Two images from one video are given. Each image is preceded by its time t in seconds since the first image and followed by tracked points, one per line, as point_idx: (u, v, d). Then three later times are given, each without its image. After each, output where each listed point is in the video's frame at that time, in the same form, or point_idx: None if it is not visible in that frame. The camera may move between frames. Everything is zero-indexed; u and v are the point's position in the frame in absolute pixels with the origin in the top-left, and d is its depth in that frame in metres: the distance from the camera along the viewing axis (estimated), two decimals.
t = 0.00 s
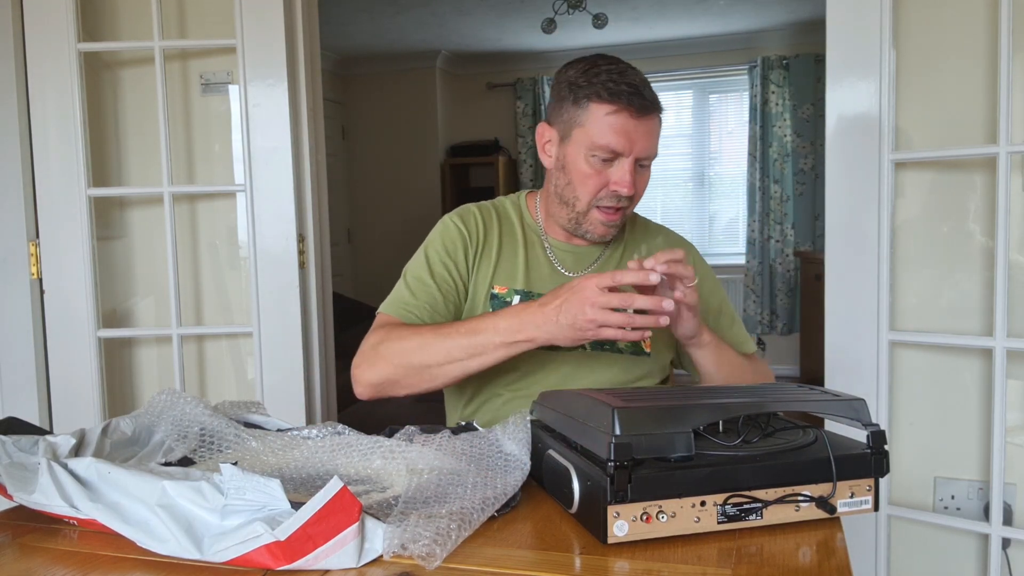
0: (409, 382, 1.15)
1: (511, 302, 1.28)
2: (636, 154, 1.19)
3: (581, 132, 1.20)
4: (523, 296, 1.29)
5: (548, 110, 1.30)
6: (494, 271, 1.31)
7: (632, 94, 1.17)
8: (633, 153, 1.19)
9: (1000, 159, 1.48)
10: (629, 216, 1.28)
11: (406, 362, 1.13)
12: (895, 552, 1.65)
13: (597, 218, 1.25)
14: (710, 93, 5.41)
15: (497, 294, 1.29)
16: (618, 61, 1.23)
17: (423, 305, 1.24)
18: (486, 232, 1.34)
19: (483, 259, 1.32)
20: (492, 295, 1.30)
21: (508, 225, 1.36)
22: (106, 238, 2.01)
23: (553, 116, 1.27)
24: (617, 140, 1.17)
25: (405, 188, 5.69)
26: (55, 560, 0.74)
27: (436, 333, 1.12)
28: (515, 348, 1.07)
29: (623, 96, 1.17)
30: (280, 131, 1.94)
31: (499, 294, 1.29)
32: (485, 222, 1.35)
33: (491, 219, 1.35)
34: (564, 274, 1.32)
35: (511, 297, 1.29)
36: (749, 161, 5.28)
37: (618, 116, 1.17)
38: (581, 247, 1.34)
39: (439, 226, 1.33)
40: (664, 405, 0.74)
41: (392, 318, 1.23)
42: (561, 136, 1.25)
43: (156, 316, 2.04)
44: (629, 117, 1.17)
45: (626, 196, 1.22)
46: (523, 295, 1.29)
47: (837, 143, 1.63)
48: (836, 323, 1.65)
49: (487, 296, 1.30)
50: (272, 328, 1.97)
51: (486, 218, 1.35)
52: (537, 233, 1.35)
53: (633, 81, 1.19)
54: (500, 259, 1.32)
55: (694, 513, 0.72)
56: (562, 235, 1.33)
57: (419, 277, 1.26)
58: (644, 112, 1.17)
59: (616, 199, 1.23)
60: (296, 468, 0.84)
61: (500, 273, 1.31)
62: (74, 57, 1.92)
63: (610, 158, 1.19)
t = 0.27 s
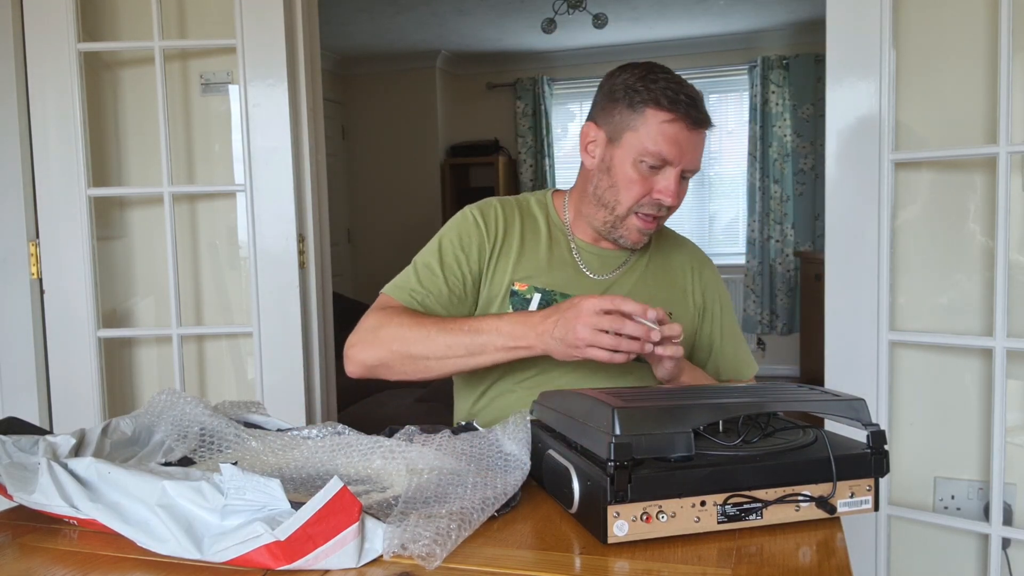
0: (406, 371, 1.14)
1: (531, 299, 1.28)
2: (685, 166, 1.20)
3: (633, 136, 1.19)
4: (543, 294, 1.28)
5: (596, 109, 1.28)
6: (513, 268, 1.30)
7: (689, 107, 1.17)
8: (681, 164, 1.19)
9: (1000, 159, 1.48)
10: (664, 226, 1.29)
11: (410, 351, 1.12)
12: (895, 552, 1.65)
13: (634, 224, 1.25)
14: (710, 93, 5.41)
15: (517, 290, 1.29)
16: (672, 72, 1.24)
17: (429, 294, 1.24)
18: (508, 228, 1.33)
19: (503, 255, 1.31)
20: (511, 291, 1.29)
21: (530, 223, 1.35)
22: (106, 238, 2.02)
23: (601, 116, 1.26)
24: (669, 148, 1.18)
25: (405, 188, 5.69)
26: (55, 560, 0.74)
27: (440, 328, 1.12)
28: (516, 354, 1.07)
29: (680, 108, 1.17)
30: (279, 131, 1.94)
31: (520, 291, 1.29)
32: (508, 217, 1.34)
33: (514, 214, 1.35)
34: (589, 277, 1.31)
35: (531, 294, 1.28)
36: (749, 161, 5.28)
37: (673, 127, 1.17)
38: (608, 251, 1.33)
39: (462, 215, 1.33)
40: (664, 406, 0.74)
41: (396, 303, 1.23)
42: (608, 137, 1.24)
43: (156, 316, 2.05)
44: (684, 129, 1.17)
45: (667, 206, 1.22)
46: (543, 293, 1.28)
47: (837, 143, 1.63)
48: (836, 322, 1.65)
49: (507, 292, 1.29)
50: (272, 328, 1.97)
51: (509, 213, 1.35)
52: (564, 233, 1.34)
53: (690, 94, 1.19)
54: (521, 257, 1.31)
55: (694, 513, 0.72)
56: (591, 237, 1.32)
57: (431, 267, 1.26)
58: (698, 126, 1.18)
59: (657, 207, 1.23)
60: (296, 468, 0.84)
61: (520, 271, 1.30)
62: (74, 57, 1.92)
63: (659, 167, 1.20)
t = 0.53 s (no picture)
0: (414, 357, 1.13)
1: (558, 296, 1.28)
2: (722, 178, 1.20)
3: (674, 141, 1.19)
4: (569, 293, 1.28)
5: (638, 111, 1.28)
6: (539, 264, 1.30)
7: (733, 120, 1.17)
8: (719, 176, 1.19)
9: (1000, 159, 1.48)
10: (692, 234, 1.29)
11: (422, 335, 1.11)
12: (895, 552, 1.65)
13: (664, 230, 1.26)
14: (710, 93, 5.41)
15: (544, 287, 1.29)
16: (718, 83, 1.24)
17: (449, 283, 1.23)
18: (534, 225, 1.33)
19: (529, 250, 1.31)
20: (538, 287, 1.29)
21: (556, 221, 1.35)
22: (106, 238, 2.02)
23: (642, 118, 1.25)
24: (708, 157, 1.18)
25: (405, 188, 5.69)
26: (55, 560, 0.74)
27: (453, 312, 1.11)
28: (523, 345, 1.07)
29: (724, 119, 1.17)
30: (279, 131, 1.94)
31: (546, 287, 1.29)
32: (535, 213, 1.34)
33: (541, 211, 1.35)
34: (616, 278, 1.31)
35: (557, 291, 1.28)
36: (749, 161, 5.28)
37: (716, 137, 1.17)
38: (636, 254, 1.34)
39: (489, 207, 1.33)
40: (664, 405, 0.74)
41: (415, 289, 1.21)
42: (647, 140, 1.24)
43: (156, 316, 2.05)
44: (726, 140, 1.17)
45: (699, 216, 1.23)
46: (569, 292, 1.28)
47: (837, 143, 1.63)
48: (836, 322, 1.65)
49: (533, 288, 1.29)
50: (272, 328, 1.97)
51: (535, 209, 1.35)
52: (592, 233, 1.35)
53: (735, 106, 1.20)
54: (547, 253, 1.31)
55: (694, 513, 0.72)
56: (620, 238, 1.33)
57: (454, 256, 1.25)
58: (740, 139, 1.18)
59: (689, 216, 1.23)
60: (296, 468, 0.84)
61: (546, 266, 1.30)
62: (74, 57, 1.92)
63: (697, 176, 1.20)
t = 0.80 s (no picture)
0: (422, 348, 1.12)
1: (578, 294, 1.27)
2: (746, 187, 1.19)
3: (701, 147, 1.18)
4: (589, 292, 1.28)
5: (668, 113, 1.27)
6: (562, 262, 1.30)
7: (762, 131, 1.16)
8: (743, 185, 1.18)
9: (1000, 159, 1.48)
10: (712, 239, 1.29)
11: (434, 325, 1.10)
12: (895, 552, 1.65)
13: (683, 234, 1.26)
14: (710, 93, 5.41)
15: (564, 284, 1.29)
16: (752, 92, 1.22)
17: (470, 278, 1.23)
18: (557, 223, 1.33)
19: (551, 248, 1.31)
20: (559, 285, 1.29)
21: (577, 220, 1.35)
22: (106, 238, 2.02)
23: (672, 121, 1.24)
24: (734, 167, 1.16)
25: (405, 188, 5.69)
26: (55, 560, 0.74)
27: (463, 299, 1.10)
28: (527, 332, 1.04)
29: (753, 129, 1.15)
30: (279, 131, 1.94)
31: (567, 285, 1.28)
32: (557, 211, 1.34)
33: (563, 209, 1.35)
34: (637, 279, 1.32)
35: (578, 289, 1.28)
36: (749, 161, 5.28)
37: (743, 147, 1.16)
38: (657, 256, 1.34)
39: (512, 203, 1.33)
40: (664, 406, 0.74)
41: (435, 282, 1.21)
42: (674, 144, 1.23)
43: (156, 316, 2.05)
44: (754, 151, 1.16)
45: (720, 223, 1.22)
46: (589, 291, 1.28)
47: (837, 143, 1.63)
48: (837, 322, 1.65)
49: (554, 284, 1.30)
50: (272, 328, 1.97)
51: (557, 207, 1.35)
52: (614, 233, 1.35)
53: (766, 117, 1.18)
54: (569, 252, 1.31)
55: (694, 513, 0.72)
56: (641, 238, 1.33)
57: (476, 251, 1.25)
58: (768, 151, 1.17)
59: (709, 222, 1.23)
60: (296, 468, 0.84)
61: (566, 266, 1.30)
62: (74, 57, 1.92)
63: (721, 184, 1.19)
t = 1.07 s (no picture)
0: (428, 353, 1.11)
1: (586, 295, 1.29)
2: (758, 191, 1.18)
3: (713, 149, 1.17)
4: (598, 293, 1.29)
5: (683, 113, 1.25)
6: (572, 263, 1.31)
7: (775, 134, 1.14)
8: (755, 189, 1.17)
9: (1000, 159, 1.48)
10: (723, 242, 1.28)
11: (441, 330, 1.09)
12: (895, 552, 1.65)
13: (693, 236, 1.25)
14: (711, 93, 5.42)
15: (574, 285, 1.30)
16: (769, 94, 1.20)
17: (480, 280, 1.23)
18: (567, 222, 1.34)
19: (561, 248, 1.32)
20: (567, 286, 1.30)
21: (588, 219, 1.36)
22: (106, 237, 2.01)
23: (686, 121, 1.23)
24: (746, 170, 1.15)
25: (405, 188, 5.69)
26: (55, 560, 0.74)
27: (473, 309, 1.09)
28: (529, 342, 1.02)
29: (766, 132, 1.14)
30: (279, 131, 1.94)
31: (575, 286, 1.30)
32: (568, 211, 1.35)
33: (573, 208, 1.36)
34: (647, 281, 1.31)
35: (587, 291, 1.29)
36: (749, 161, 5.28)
37: (755, 150, 1.14)
38: (668, 258, 1.33)
39: (523, 203, 1.35)
40: (665, 406, 0.74)
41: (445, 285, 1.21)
42: (687, 145, 1.22)
43: (156, 316, 2.05)
44: (766, 154, 1.14)
45: (730, 226, 1.21)
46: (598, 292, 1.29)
47: (837, 143, 1.63)
48: (837, 322, 1.65)
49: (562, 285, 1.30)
50: (272, 328, 1.97)
51: (568, 207, 1.36)
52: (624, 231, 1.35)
53: (781, 119, 1.16)
54: (579, 249, 1.32)
55: (694, 513, 0.72)
56: (652, 240, 1.32)
57: (486, 252, 1.26)
58: (781, 154, 1.15)
59: (719, 225, 1.22)
60: (296, 468, 0.84)
61: (576, 264, 1.31)
62: (74, 57, 1.92)
63: (732, 187, 1.18)
